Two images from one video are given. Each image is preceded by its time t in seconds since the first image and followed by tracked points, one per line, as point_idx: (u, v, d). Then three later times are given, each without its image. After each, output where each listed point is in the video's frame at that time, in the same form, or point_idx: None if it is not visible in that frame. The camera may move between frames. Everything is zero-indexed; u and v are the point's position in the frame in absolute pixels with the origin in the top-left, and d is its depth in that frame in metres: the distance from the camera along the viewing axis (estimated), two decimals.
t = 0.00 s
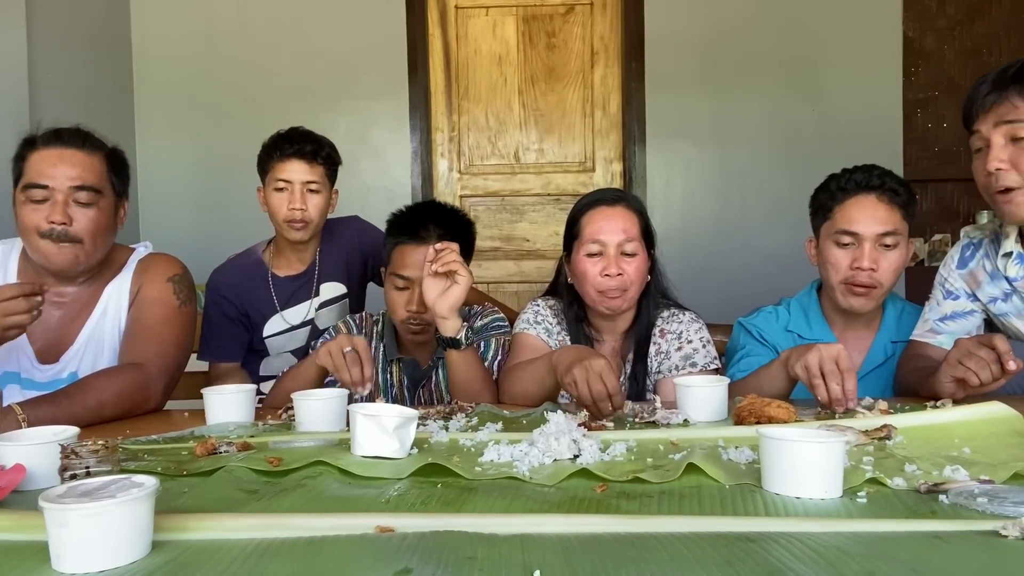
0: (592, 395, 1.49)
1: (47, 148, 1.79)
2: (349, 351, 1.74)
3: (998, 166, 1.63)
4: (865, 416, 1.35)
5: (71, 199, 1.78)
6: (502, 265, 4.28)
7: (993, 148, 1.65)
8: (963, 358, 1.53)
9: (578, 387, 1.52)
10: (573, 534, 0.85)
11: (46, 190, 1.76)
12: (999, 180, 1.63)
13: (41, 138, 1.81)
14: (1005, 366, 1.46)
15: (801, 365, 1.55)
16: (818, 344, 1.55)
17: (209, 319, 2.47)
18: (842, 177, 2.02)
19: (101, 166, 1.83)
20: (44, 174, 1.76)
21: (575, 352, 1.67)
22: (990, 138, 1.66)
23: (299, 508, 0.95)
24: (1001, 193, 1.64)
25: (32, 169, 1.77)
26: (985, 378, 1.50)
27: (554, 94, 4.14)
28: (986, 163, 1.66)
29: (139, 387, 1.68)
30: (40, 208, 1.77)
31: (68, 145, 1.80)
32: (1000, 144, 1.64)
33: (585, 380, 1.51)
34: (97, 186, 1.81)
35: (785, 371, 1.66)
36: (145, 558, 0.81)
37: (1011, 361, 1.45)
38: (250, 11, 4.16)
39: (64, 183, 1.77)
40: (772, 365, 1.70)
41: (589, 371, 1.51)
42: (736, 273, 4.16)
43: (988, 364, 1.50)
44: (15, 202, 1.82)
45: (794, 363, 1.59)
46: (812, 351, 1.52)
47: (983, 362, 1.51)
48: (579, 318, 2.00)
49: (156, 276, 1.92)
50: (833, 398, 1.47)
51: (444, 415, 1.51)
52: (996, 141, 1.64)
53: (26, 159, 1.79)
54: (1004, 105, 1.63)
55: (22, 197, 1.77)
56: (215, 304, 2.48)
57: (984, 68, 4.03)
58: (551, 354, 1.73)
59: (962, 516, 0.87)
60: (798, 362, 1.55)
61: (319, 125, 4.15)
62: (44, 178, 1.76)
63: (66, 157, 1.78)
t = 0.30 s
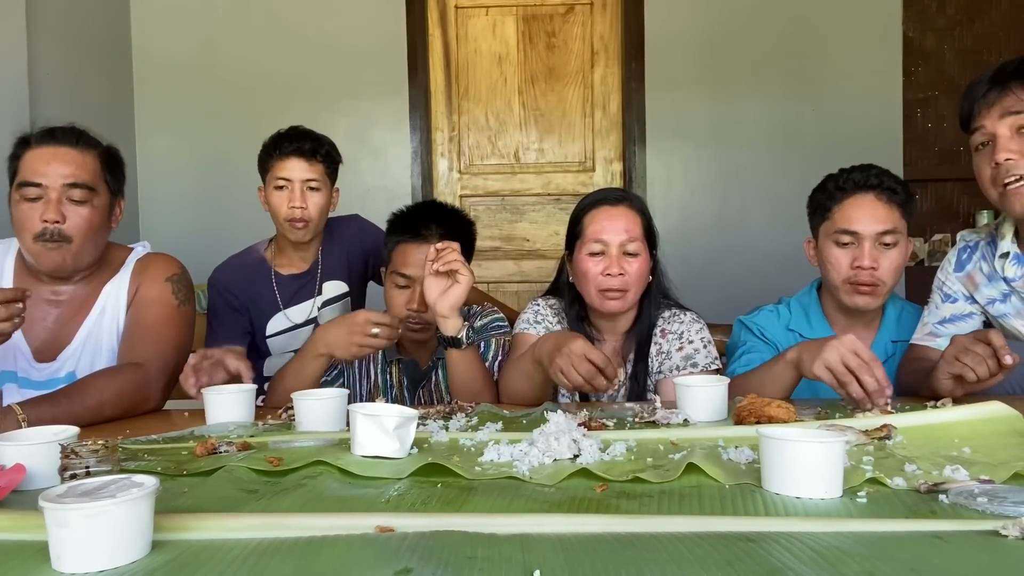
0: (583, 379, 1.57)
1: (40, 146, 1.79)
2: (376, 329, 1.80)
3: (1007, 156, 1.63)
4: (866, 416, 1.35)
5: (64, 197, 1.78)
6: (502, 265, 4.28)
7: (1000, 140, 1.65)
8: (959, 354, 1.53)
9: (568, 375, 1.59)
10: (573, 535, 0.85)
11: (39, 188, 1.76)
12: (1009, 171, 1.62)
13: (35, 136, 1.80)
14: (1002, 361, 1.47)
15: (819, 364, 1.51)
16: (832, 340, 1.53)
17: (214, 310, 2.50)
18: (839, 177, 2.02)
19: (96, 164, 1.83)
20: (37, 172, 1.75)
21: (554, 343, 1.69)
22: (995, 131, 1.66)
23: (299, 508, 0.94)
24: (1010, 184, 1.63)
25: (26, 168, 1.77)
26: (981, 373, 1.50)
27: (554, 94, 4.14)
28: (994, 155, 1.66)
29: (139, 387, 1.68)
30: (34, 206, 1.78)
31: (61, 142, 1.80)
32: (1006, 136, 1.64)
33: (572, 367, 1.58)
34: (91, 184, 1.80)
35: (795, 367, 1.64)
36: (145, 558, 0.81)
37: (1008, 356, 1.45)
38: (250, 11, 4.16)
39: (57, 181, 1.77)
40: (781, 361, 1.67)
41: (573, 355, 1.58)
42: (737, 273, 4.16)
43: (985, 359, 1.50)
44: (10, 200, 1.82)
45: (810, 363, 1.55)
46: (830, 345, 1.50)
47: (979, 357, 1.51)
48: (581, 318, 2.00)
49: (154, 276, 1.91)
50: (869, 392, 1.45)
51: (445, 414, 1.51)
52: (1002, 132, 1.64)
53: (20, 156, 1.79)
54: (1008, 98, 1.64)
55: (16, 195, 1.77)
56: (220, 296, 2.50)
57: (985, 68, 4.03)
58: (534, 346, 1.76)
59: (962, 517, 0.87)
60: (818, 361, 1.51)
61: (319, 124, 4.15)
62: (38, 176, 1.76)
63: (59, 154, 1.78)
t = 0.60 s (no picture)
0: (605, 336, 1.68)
1: (36, 146, 1.79)
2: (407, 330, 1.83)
3: (1000, 171, 1.62)
4: (865, 416, 1.35)
5: (59, 197, 1.78)
6: (502, 265, 4.28)
7: (993, 154, 1.64)
8: (961, 350, 1.54)
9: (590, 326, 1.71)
10: (572, 535, 0.85)
11: (35, 187, 1.76)
12: (1002, 186, 1.62)
13: (32, 136, 1.81)
14: (1003, 357, 1.47)
15: (828, 345, 1.51)
16: (850, 326, 1.52)
17: (212, 306, 2.45)
18: (829, 176, 2.03)
19: (92, 163, 1.83)
20: (33, 171, 1.76)
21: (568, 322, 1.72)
22: (988, 146, 1.66)
23: (299, 508, 0.94)
24: (1004, 199, 1.63)
25: (22, 168, 1.77)
26: (983, 370, 1.49)
27: (554, 94, 4.14)
28: (987, 170, 1.65)
29: (139, 387, 1.68)
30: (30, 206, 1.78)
31: (57, 142, 1.80)
32: (998, 150, 1.64)
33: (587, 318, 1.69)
34: (86, 183, 1.80)
35: (801, 345, 1.64)
36: (145, 558, 0.81)
37: (1009, 352, 1.45)
38: (250, 11, 4.16)
39: (52, 181, 1.77)
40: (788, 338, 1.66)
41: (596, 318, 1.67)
42: (737, 273, 4.16)
43: (987, 355, 1.50)
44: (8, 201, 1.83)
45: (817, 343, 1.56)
46: (847, 333, 1.50)
47: (981, 353, 1.51)
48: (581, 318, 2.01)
49: (153, 277, 1.91)
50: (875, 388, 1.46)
51: (445, 414, 1.51)
52: (994, 147, 1.64)
53: (16, 156, 1.79)
54: (999, 112, 1.64)
55: (13, 195, 1.78)
56: (220, 292, 2.47)
57: (984, 68, 4.04)
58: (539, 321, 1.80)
59: (962, 517, 0.87)
60: (829, 343, 1.51)
61: (319, 124, 4.15)
62: (33, 176, 1.76)
63: (54, 154, 1.78)
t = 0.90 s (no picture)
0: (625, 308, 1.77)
1: (27, 146, 1.79)
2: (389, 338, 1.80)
3: (986, 181, 1.63)
4: (865, 416, 1.35)
5: (49, 197, 1.77)
6: (502, 265, 4.28)
7: (979, 163, 1.65)
8: (963, 350, 1.54)
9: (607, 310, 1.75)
10: (572, 535, 0.85)
11: (25, 188, 1.76)
12: (988, 195, 1.63)
13: (24, 137, 1.82)
14: (1005, 357, 1.47)
15: (839, 371, 1.49)
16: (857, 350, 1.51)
17: (212, 306, 2.45)
18: (810, 181, 2.03)
19: (83, 164, 1.83)
20: (22, 172, 1.76)
21: (600, 300, 1.74)
22: (975, 153, 1.66)
23: (299, 508, 0.95)
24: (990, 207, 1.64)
25: (13, 168, 1.77)
26: (984, 370, 1.50)
27: (554, 94, 4.15)
28: (974, 179, 1.66)
29: (139, 387, 1.67)
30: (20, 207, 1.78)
31: (48, 142, 1.80)
32: (984, 159, 1.64)
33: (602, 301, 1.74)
34: (77, 183, 1.80)
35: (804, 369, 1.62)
36: (145, 558, 0.81)
37: (1010, 352, 1.45)
38: (250, 11, 4.16)
39: (42, 181, 1.76)
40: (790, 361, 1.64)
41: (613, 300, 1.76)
42: (737, 273, 4.16)
43: (987, 355, 1.50)
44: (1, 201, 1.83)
45: (825, 369, 1.53)
46: (857, 355, 1.49)
47: (982, 354, 1.51)
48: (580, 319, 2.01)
49: (152, 277, 1.91)
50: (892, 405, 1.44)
51: (445, 414, 1.51)
52: (980, 156, 1.64)
53: (9, 157, 1.79)
54: (985, 121, 1.64)
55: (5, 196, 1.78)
56: (220, 292, 2.47)
57: (984, 69, 4.04)
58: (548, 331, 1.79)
59: (962, 517, 0.87)
60: (841, 369, 1.49)
61: (319, 125, 4.16)
62: (23, 176, 1.76)
63: (46, 154, 1.78)
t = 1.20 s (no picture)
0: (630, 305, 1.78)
1: None
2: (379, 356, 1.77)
3: (996, 175, 1.63)
4: (865, 417, 1.35)
5: (12, 201, 1.73)
6: (502, 265, 4.28)
7: (991, 156, 1.65)
8: (964, 352, 1.53)
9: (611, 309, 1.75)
10: (572, 535, 0.85)
11: None
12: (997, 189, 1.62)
13: None
14: (1005, 358, 1.46)
15: (828, 364, 1.51)
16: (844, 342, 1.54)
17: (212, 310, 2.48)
18: (796, 187, 2.03)
19: (40, 164, 1.76)
20: None
21: (602, 301, 1.74)
22: (988, 147, 1.66)
23: (299, 508, 0.95)
24: (1000, 202, 1.64)
25: None
26: (985, 371, 1.49)
27: (554, 94, 4.14)
28: (984, 172, 1.66)
29: (139, 388, 1.67)
30: None
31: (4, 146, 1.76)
32: (997, 152, 1.64)
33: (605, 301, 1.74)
34: (34, 186, 1.74)
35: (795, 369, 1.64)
36: (145, 558, 0.81)
37: (1010, 352, 1.45)
38: (250, 11, 4.16)
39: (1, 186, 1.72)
40: (779, 359, 1.67)
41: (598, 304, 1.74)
42: (737, 274, 4.16)
43: (988, 356, 1.50)
44: None
45: (814, 364, 1.55)
46: (842, 346, 1.51)
47: (983, 355, 1.51)
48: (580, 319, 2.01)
49: (147, 277, 1.90)
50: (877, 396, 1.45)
51: (445, 415, 1.51)
52: (993, 150, 1.64)
53: None
54: (1000, 114, 1.63)
55: None
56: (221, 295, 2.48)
57: (984, 69, 4.04)
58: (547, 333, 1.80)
59: (962, 517, 0.87)
60: (829, 361, 1.51)
61: (319, 125, 4.16)
62: None
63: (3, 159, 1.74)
